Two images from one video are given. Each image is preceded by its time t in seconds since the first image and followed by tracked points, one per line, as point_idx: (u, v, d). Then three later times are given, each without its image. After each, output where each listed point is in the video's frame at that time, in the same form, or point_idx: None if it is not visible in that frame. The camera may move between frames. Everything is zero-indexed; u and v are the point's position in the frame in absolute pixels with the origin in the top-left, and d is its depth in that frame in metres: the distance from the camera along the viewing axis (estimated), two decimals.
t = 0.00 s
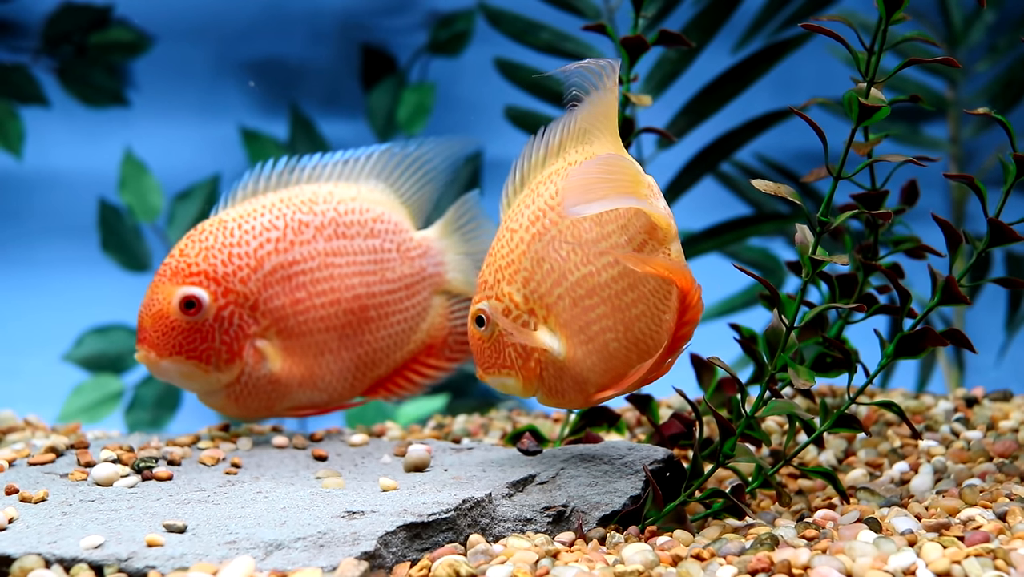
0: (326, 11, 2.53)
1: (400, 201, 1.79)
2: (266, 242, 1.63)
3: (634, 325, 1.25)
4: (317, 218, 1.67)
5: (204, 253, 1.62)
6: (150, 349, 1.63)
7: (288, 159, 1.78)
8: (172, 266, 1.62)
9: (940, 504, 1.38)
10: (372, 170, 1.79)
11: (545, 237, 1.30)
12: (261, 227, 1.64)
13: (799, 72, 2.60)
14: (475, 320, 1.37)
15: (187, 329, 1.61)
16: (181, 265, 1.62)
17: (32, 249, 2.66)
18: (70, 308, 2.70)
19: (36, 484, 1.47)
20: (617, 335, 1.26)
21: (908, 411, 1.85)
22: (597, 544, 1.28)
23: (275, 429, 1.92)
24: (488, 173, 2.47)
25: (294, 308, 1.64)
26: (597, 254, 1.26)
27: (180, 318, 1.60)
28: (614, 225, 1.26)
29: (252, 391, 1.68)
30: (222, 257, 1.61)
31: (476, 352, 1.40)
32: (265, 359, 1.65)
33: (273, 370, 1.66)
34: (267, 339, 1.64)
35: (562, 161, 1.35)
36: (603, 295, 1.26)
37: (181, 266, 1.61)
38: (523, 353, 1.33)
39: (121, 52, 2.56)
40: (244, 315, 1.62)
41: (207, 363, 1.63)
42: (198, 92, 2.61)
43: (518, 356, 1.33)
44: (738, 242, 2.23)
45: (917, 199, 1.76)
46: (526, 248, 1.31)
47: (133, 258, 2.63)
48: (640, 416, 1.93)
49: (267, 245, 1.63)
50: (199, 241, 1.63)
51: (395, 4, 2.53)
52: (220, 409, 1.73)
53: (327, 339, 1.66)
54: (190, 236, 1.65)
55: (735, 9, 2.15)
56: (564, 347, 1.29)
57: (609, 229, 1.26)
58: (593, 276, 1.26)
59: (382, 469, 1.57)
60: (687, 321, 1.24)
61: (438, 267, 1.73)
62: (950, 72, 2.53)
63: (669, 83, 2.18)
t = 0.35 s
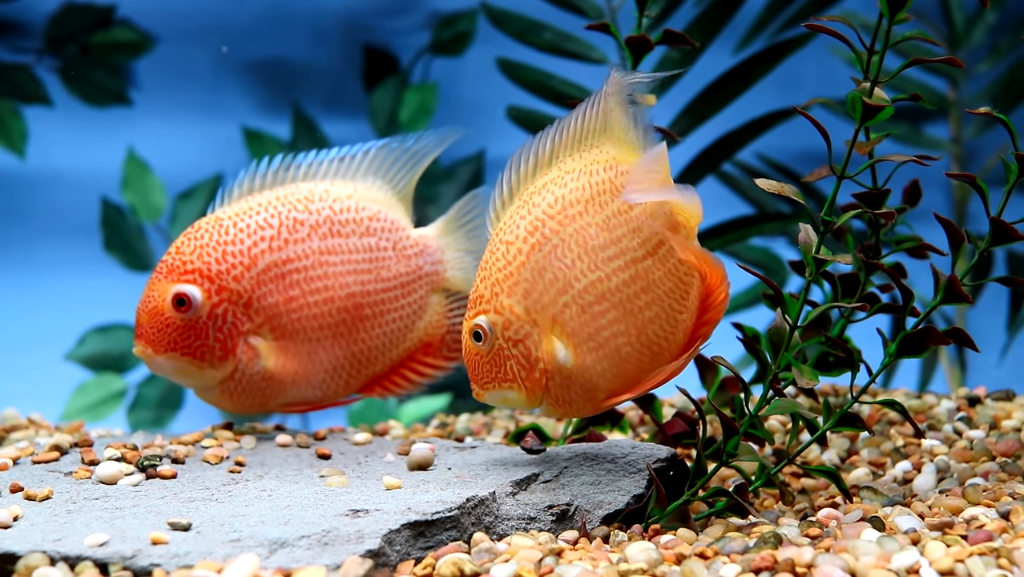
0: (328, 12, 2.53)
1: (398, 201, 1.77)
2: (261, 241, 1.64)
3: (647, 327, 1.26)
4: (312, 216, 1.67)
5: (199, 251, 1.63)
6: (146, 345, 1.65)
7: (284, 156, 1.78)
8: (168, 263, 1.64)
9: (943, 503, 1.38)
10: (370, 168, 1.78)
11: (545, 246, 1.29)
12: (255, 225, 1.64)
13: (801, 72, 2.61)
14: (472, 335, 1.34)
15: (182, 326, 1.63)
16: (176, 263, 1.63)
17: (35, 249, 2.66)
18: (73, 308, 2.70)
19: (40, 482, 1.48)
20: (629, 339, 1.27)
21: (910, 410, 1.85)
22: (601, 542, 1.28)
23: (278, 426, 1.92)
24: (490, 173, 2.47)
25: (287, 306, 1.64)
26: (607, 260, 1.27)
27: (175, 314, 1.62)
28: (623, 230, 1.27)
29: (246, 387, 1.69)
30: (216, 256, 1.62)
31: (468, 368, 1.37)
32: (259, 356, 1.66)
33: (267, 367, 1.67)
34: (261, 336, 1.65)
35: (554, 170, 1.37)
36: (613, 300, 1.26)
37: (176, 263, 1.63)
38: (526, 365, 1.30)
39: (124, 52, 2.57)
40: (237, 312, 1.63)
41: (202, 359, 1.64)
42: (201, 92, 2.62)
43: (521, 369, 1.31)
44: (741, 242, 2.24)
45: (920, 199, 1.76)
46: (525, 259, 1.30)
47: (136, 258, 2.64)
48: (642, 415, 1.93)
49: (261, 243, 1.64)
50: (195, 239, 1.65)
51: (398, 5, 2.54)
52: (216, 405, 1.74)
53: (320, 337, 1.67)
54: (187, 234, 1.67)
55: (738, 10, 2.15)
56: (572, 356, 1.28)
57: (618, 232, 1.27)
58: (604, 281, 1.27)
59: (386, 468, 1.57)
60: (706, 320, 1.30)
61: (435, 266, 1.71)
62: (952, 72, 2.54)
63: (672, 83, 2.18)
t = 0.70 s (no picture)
0: (330, 11, 2.54)
1: (392, 190, 1.78)
2: (254, 236, 1.64)
3: (651, 325, 1.27)
4: (305, 211, 1.67)
5: (193, 247, 1.63)
6: (144, 341, 1.66)
7: (277, 151, 1.78)
8: (164, 259, 1.65)
9: (947, 500, 1.38)
10: (364, 160, 1.78)
11: (537, 256, 1.28)
12: (248, 221, 1.64)
13: (803, 70, 2.61)
14: (464, 355, 1.31)
15: (177, 322, 1.63)
16: (171, 259, 1.64)
17: (37, 249, 2.66)
18: (76, 308, 2.70)
19: (44, 481, 1.48)
20: (633, 339, 1.26)
21: (913, 408, 1.85)
22: (605, 540, 1.28)
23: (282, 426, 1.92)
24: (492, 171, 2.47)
25: (281, 301, 1.64)
26: (604, 262, 1.26)
27: (170, 310, 1.63)
28: (619, 230, 1.27)
29: (243, 381, 1.68)
30: (210, 252, 1.62)
31: (460, 390, 1.34)
32: (253, 350, 1.66)
33: (262, 362, 1.66)
34: (255, 331, 1.65)
35: (538, 181, 1.36)
36: (615, 301, 1.26)
37: (171, 259, 1.64)
38: (525, 377, 1.28)
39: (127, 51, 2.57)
40: (231, 308, 1.63)
41: (198, 353, 1.65)
42: (203, 92, 2.63)
43: (519, 383, 1.28)
44: (743, 240, 2.24)
45: (923, 196, 1.76)
46: (517, 271, 1.28)
47: (137, 257, 2.62)
48: (645, 414, 1.93)
49: (254, 238, 1.63)
50: (189, 236, 1.65)
51: (400, 4, 2.54)
52: (215, 399, 1.74)
53: (315, 331, 1.66)
54: (182, 231, 1.67)
55: (740, 8, 2.15)
56: (573, 363, 1.27)
57: (614, 232, 1.27)
58: (604, 283, 1.26)
59: (389, 466, 1.57)
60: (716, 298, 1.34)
61: (431, 257, 1.71)
62: (954, 70, 2.54)
63: (674, 81, 2.18)
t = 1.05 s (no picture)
0: (331, 11, 2.56)
1: (382, 193, 1.77)
2: (242, 235, 1.64)
3: (638, 334, 1.28)
4: (293, 211, 1.67)
5: (182, 244, 1.63)
6: (134, 335, 1.67)
7: (268, 149, 1.78)
8: (154, 255, 1.65)
9: (947, 502, 1.38)
10: (355, 161, 1.77)
11: (515, 280, 1.28)
12: (237, 219, 1.64)
13: (802, 70, 2.61)
14: (449, 383, 1.30)
15: (165, 318, 1.63)
16: (161, 256, 1.64)
17: (37, 250, 2.66)
18: (75, 309, 2.70)
19: (43, 482, 1.48)
20: (622, 349, 1.27)
21: (913, 409, 1.85)
22: (605, 542, 1.28)
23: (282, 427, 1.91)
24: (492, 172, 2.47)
25: (268, 299, 1.64)
26: (586, 276, 1.27)
27: (159, 306, 1.63)
28: (598, 243, 1.27)
29: (229, 377, 1.68)
30: (199, 249, 1.63)
31: (445, 419, 1.34)
32: (240, 347, 1.66)
33: (249, 359, 1.66)
34: (242, 328, 1.65)
35: (507, 207, 1.36)
36: (599, 314, 1.27)
37: (161, 255, 1.64)
38: (513, 402, 1.28)
39: (127, 51, 2.59)
40: (218, 305, 1.63)
41: (185, 349, 1.65)
42: (204, 92, 2.64)
43: (507, 409, 1.28)
44: (744, 240, 2.24)
45: (922, 197, 1.75)
46: (496, 297, 1.28)
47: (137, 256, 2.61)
48: (646, 415, 1.92)
49: (242, 237, 1.64)
50: (179, 233, 1.65)
51: (400, 4, 2.56)
52: (204, 394, 1.74)
53: (301, 330, 1.67)
54: (172, 228, 1.67)
55: (740, 8, 2.15)
56: (563, 383, 1.27)
57: (594, 246, 1.27)
58: (587, 297, 1.26)
59: (389, 467, 1.57)
60: (711, 294, 1.35)
61: (419, 259, 1.69)
62: (954, 71, 2.54)
63: (674, 82, 2.18)
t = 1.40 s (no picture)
0: (331, 13, 2.56)
1: (374, 195, 1.77)
2: (235, 234, 1.63)
3: (654, 348, 1.27)
4: (285, 211, 1.67)
5: (175, 242, 1.64)
6: (126, 330, 1.67)
7: (262, 149, 1.78)
8: (148, 251, 1.66)
9: (948, 503, 1.38)
10: (348, 162, 1.78)
11: (541, 274, 1.29)
12: (230, 218, 1.65)
13: (803, 71, 2.62)
14: (461, 365, 1.32)
15: (157, 314, 1.63)
16: (154, 252, 1.64)
17: (39, 251, 2.66)
18: (77, 310, 2.70)
19: (45, 484, 1.48)
20: (635, 361, 1.27)
21: (914, 411, 1.85)
22: (606, 543, 1.28)
23: (283, 429, 1.91)
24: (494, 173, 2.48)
25: (258, 298, 1.64)
26: (611, 284, 1.26)
27: (151, 303, 1.63)
28: (632, 251, 1.26)
29: (219, 374, 1.68)
30: (191, 247, 1.63)
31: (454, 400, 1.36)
32: (230, 345, 1.65)
33: (238, 357, 1.66)
34: (232, 326, 1.64)
35: (546, 198, 1.36)
36: (619, 323, 1.26)
37: (154, 252, 1.64)
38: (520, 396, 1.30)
39: (129, 52, 2.60)
40: (209, 302, 1.63)
41: (176, 345, 1.65)
42: (205, 93, 2.64)
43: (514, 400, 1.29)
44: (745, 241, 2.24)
45: (921, 196, 1.76)
46: (519, 287, 1.29)
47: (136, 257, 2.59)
48: (647, 416, 1.92)
49: (234, 236, 1.63)
50: (173, 230, 1.65)
51: (401, 5, 2.57)
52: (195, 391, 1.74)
53: (290, 329, 1.66)
54: (167, 225, 1.68)
55: (741, 9, 2.16)
56: (571, 384, 1.28)
57: (626, 254, 1.26)
58: (610, 304, 1.26)
59: (391, 469, 1.57)
60: (741, 311, 1.30)
61: (409, 260, 1.69)
62: (954, 72, 2.54)
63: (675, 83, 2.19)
